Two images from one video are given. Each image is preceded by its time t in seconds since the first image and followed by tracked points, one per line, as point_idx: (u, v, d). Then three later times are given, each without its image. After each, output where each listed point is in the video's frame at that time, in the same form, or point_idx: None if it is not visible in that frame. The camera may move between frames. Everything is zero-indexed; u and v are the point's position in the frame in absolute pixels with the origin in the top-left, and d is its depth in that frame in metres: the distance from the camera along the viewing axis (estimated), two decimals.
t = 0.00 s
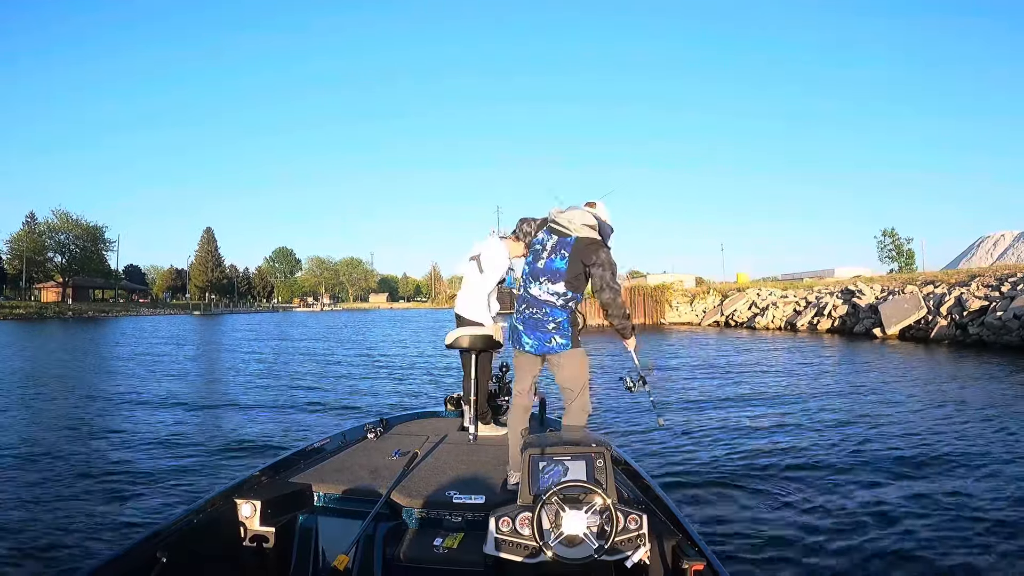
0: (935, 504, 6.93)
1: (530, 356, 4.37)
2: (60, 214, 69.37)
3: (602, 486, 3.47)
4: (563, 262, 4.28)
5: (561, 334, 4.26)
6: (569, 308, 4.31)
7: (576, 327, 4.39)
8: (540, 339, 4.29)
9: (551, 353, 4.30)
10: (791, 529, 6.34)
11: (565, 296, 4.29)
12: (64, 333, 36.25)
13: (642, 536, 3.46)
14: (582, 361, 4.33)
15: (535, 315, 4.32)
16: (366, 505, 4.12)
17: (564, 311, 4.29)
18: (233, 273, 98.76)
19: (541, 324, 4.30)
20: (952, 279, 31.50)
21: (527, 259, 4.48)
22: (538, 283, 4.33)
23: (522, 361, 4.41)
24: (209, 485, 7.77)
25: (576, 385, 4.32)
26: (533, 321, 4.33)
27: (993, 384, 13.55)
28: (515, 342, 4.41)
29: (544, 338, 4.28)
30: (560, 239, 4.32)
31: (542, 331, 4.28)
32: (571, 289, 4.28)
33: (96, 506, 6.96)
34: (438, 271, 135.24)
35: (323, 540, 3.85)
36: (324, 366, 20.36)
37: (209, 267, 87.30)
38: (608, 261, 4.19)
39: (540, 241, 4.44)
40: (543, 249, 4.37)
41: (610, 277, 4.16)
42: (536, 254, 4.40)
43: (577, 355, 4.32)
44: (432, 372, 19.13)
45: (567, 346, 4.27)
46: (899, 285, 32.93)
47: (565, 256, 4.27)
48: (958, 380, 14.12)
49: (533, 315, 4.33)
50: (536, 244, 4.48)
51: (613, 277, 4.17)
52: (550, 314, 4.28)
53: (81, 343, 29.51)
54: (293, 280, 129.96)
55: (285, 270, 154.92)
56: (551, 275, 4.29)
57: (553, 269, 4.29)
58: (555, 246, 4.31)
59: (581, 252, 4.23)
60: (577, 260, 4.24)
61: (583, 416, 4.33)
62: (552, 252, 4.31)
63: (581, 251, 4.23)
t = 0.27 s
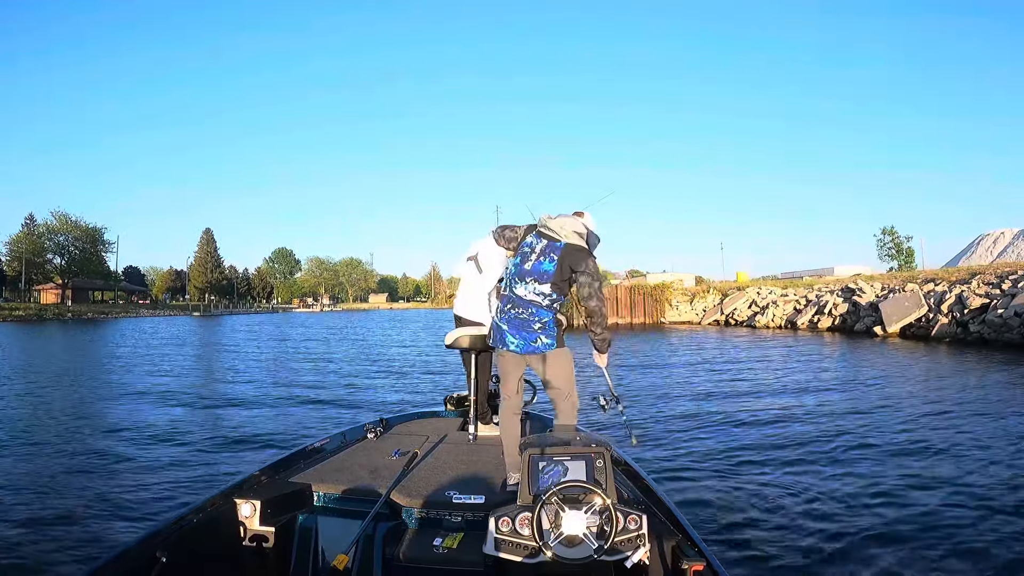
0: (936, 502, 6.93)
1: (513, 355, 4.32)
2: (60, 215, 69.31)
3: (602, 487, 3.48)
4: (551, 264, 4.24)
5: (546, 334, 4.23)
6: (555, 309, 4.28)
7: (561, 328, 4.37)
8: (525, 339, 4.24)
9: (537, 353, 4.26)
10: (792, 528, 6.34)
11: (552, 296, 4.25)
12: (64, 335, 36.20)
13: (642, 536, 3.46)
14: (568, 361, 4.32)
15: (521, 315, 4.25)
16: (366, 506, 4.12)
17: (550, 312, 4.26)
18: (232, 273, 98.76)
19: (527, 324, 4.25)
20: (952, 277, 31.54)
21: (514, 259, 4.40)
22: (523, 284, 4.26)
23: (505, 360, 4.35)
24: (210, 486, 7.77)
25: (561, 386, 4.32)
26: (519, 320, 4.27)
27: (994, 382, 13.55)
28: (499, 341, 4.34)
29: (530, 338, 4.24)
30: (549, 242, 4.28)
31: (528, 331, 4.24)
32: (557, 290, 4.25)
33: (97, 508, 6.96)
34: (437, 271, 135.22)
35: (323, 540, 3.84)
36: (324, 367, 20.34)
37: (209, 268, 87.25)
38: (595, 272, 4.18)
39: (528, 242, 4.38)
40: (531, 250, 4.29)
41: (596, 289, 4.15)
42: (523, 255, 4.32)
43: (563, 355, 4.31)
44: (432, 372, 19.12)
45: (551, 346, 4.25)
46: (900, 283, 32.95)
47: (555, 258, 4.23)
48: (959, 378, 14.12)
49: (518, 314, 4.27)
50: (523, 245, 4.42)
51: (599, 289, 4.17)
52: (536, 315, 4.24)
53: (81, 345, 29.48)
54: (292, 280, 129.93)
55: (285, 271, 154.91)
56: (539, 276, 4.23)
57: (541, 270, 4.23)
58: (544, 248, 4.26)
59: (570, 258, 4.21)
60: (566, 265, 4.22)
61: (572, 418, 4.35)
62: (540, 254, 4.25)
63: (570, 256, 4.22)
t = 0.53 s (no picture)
0: (937, 503, 6.92)
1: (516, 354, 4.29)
2: (61, 211, 69.35)
3: (602, 486, 3.47)
4: (561, 268, 4.22)
5: (552, 335, 4.23)
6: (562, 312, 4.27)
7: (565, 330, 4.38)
8: (531, 339, 4.22)
9: (541, 353, 4.25)
10: (792, 528, 6.33)
11: (560, 298, 4.25)
12: (64, 332, 36.21)
13: (642, 536, 3.46)
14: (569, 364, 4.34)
15: (528, 314, 4.22)
16: (366, 505, 4.11)
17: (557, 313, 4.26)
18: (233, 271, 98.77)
19: (534, 324, 4.23)
20: (954, 279, 31.51)
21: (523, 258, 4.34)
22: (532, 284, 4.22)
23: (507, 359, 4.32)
24: (210, 483, 7.76)
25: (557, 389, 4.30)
26: (526, 319, 4.24)
27: (995, 384, 13.54)
28: (503, 339, 4.30)
29: (536, 338, 4.23)
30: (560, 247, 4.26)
31: (535, 330, 4.22)
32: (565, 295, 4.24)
33: (96, 505, 6.95)
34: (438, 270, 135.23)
35: (323, 539, 3.84)
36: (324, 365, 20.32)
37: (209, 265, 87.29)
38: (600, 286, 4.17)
39: (537, 244, 4.33)
40: (543, 252, 4.25)
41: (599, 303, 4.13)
42: (533, 255, 4.27)
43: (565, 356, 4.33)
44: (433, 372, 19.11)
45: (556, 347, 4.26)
46: (901, 285, 32.93)
47: (567, 264, 4.21)
48: (961, 381, 14.10)
49: (526, 313, 4.24)
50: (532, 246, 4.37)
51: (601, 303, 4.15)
52: (544, 315, 4.23)
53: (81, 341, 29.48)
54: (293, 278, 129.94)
55: (286, 269, 154.95)
56: (551, 278, 4.20)
57: (552, 272, 4.20)
58: (555, 251, 4.22)
59: (580, 267, 4.20)
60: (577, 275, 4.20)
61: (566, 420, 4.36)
62: (552, 256, 4.22)
63: (581, 265, 4.21)
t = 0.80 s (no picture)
0: (939, 504, 6.90)
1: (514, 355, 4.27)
2: (62, 210, 69.41)
3: (602, 486, 3.46)
4: (566, 274, 4.21)
5: (553, 338, 4.22)
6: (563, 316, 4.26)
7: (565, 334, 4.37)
8: (532, 341, 4.20)
9: (541, 355, 4.24)
10: (793, 530, 6.32)
11: (562, 302, 4.24)
12: (64, 330, 36.25)
13: (642, 536, 3.44)
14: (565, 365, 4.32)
15: (531, 315, 4.20)
16: (365, 505, 4.10)
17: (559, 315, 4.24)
18: (234, 270, 98.80)
19: (536, 325, 4.21)
20: (956, 280, 31.51)
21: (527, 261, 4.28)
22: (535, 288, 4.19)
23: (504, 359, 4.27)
24: (210, 483, 7.75)
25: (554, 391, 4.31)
26: (528, 321, 4.21)
27: (998, 385, 13.52)
28: (503, 338, 4.25)
29: (536, 339, 4.21)
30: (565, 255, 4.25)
31: (536, 332, 4.20)
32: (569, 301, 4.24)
33: (96, 505, 6.93)
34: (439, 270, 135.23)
35: (323, 539, 3.82)
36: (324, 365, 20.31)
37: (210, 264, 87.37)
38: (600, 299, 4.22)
39: (542, 249, 4.30)
40: (549, 257, 4.22)
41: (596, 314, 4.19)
42: (538, 259, 4.23)
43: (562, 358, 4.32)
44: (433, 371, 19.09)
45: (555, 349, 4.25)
46: (903, 286, 32.89)
47: (573, 272, 4.21)
48: (964, 382, 14.07)
49: (528, 315, 4.20)
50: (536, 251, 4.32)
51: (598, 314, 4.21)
52: (546, 318, 4.21)
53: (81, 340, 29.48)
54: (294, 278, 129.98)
55: (287, 269, 155.14)
56: (556, 284, 4.18)
57: (558, 278, 4.18)
58: (561, 259, 4.21)
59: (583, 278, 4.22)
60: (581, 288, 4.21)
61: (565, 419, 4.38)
62: (559, 262, 4.20)
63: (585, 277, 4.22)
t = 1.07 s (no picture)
0: (941, 504, 6.89)
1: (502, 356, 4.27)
2: (63, 212, 69.57)
3: (602, 486, 3.46)
4: (561, 282, 4.24)
5: (542, 341, 4.24)
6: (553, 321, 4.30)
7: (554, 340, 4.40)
8: (522, 343, 4.20)
9: (531, 358, 4.25)
10: (795, 530, 6.31)
11: (553, 307, 4.27)
12: (65, 332, 36.31)
13: (642, 536, 3.44)
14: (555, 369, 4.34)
15: (523, 318, 4.20)
16: (366, 505, 4.10)
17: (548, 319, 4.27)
18: (236, 272, 98.91)
19: (526, 328, 4.21)
20: (958, 279, 31.45)
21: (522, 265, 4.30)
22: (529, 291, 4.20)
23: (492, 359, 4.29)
24: (211, 484, 7.76)
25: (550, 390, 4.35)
26: (519, 323, 4.21)
27: (1001, 384, 13.49)
28: (493, 339, 4.24)
29: (526, 342, 4.21)
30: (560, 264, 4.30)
31: (527, 335, 4.20)
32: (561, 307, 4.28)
33: (97, 506, 6.94)
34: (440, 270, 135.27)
35: (323, 539, 3.82)
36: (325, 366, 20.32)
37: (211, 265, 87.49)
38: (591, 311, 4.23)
39: (538, 256, 4.32)
40: (545, 264, 4.25)
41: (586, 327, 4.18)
42: (534, 264, 4.25)
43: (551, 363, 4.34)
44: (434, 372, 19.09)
45: (543, 352, 4.27)
46: (905, 285, 32.82)
47: (567, 281, 4.25)
48: (967, 381, 14.04)
49: (520, 317, 4.21)
50: (531, 257, 4.34)
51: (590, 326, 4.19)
52: (537, 321, 4.22)
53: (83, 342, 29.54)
54: (295, 279, 130.07)
55: (288, 270, 155.28)
56: (550, 290, 4.21)
57: (552, 284, 4.21)
58: (557, 267, 4.25)
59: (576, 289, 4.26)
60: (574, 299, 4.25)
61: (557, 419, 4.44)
62: (555, 270, 4.23)
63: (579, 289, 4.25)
